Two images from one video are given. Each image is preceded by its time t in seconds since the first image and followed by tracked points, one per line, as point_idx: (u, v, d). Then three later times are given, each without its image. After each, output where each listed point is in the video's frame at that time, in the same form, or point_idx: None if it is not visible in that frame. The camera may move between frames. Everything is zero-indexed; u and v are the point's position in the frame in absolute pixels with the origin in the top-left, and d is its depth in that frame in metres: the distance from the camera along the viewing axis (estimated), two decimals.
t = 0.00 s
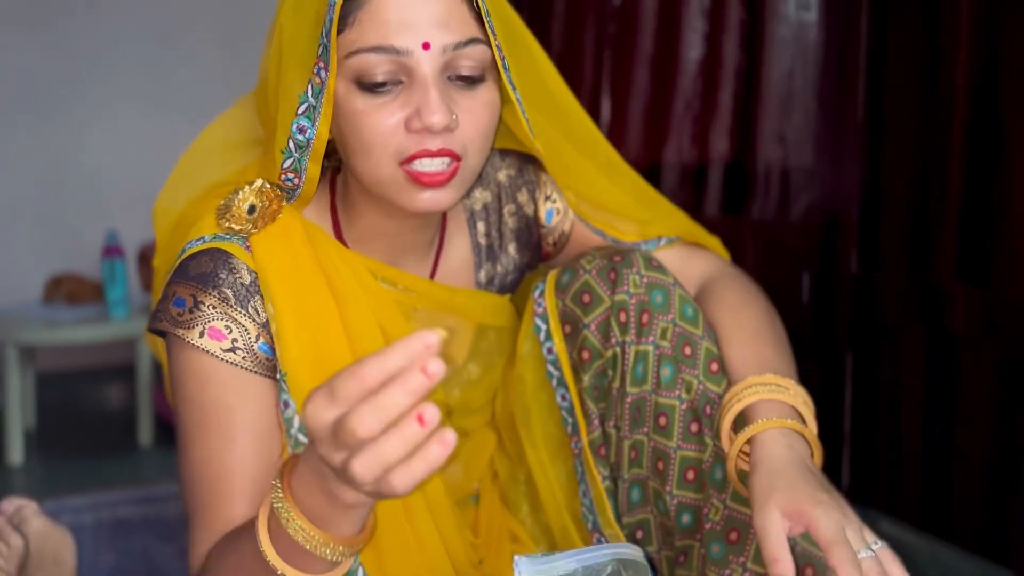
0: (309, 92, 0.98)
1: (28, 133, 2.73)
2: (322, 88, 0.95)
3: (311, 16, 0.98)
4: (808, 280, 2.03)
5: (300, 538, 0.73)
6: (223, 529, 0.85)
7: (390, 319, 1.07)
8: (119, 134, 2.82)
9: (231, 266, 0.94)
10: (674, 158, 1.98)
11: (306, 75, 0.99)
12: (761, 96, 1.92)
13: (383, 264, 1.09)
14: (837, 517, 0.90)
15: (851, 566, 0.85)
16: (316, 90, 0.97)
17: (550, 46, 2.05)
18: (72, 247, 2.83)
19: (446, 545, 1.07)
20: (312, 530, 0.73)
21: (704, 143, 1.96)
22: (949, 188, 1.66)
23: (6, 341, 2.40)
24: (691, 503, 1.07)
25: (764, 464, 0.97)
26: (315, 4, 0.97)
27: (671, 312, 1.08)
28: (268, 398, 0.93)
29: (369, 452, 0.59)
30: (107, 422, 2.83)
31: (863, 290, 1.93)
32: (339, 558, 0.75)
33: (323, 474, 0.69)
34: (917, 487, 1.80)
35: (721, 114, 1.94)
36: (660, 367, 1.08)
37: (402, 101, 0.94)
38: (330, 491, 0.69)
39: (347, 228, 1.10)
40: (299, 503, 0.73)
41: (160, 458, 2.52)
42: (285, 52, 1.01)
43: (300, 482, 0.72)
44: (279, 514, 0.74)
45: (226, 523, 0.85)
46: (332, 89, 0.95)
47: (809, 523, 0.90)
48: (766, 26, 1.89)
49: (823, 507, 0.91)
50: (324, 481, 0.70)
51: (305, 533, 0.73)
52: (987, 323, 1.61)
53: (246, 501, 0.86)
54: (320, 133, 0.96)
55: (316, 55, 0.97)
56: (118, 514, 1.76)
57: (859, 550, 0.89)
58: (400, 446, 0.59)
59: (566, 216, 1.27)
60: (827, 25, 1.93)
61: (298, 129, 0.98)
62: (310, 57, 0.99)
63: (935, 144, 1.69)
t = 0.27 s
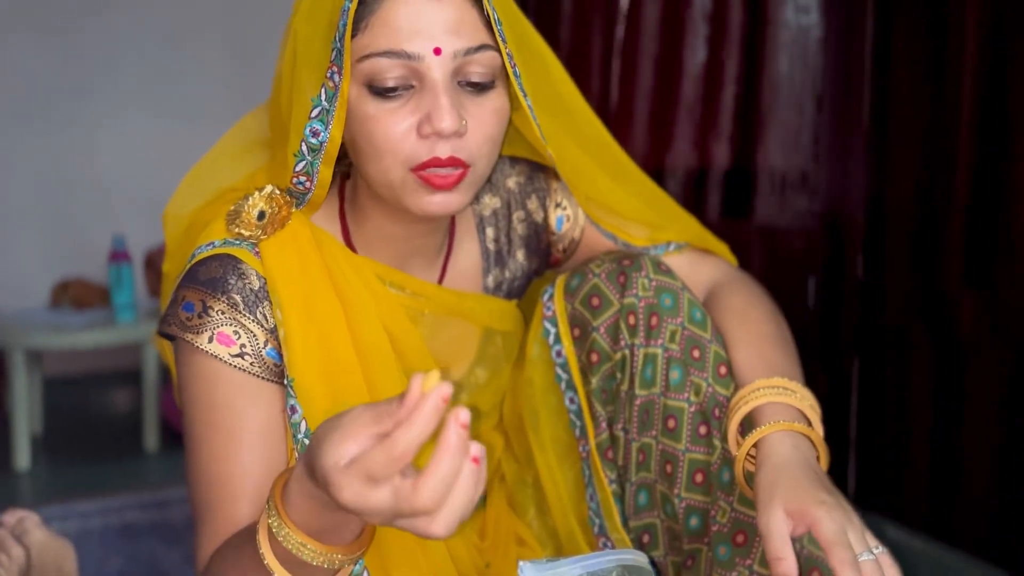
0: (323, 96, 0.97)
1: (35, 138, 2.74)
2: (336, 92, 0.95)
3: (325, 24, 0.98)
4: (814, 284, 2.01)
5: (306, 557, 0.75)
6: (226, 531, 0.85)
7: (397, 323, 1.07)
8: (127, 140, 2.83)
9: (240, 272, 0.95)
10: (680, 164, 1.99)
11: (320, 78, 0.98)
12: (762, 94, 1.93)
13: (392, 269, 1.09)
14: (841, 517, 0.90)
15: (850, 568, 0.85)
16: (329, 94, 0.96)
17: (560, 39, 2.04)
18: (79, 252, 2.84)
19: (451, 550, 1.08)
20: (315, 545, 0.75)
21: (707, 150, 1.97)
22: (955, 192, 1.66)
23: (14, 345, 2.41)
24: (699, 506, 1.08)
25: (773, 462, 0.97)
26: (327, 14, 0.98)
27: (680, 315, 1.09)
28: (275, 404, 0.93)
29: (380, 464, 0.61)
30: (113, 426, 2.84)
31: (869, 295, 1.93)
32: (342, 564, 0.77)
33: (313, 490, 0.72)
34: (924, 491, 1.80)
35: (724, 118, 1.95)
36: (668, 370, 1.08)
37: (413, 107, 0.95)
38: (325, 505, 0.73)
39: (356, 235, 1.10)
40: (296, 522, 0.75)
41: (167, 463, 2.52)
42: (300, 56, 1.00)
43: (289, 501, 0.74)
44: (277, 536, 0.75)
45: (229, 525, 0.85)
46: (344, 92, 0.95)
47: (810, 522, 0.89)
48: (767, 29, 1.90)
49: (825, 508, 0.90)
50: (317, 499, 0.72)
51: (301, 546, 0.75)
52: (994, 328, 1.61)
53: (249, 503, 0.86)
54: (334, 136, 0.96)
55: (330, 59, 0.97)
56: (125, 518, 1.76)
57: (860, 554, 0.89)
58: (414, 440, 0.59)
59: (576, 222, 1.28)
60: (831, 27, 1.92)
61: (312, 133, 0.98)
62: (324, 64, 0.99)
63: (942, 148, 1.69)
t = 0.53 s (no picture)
0: (334, 98, 0.98)
1: (43, 142, 2.75)
2: (347, 95, 0.96)
3: (334, 29, 0.99)
4: (820, 288, 2.05)
5: (307, 524, 0.71)
6: (227, 522, 0.85)
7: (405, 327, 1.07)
8: (135, 143, 2.84)
9: (250, 272, 0.95)
10: (685, 167, 2.00)
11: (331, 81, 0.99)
12: (763, 90, 1.94)
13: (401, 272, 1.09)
14: (835, 527, 0.89)
15: None
16: (341, 95, 0.97)
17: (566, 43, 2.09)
18: (87, 257, 2.86)
19: (459, 556, 1.06)
20: (317, 510, 0.71)
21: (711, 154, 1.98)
22: (961, 194, 1.66)
23: (23, 348, 2.42)
24: (707, 508, 1.08)
25: (772, 471, 0.96)
26: (337, 22, 0.99)
27: (688, 317, 1.09)
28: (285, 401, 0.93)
29: (397, 401, 0.57)
30: (120, 429, 2.85)
31: (875, 299, 1.93)
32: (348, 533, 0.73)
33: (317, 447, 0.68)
34: (931, 496, 1.79)
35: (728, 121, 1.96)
36: (676, 371, 1.09)
37: (423, 110, 0.95)
38: (332, 462, 0.69)
39: (365, 238, 1.10)
40: (294, 484, 0.71)
41: (174, 466, 2.53)
42: (311, 60, 1.01)
43: (289, 464, 0.70)
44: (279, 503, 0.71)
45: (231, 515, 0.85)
46: (355, 95, 0.95)
47: (805, 533, 0.88)
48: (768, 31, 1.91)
49: (820, 518, 0.89)
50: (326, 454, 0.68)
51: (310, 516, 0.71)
52: (1002, 330, 1.60)
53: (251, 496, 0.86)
54: (344, 138, 0.97)
55: (341, 62, 0.97)
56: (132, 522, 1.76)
57: (854, 565, 0.88)
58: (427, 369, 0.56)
59: (584, 225, 1.28)
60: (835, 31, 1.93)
61: (324, 134, 0.98)
62: (333, 68, 0.99)
63: (948, 150, 1.69)
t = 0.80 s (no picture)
0: (345, 102, 0.98)
1: (53, 146, 2.77)
2: (358, 98, 0.96)
3: (348, 30, 0.99)
4: (827, 288, 2.05)
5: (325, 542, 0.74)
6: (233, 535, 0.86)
7: (412, 332, 1.07)
8: (144, 147, 2.85)
9: (259, 279, 0.95)
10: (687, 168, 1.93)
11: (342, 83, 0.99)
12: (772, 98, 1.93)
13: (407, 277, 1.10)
14: (835, 527, 0.89)
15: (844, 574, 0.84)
16: (351, 100, 0.97)
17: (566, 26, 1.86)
18: (96, 260, 2.87)
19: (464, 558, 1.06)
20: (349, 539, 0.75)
21: (716, 156, 1.93)
22: (971, 197, 1.65)
23: (33, 352, 2.43)
24: (713, 511, 1.08)
25: (774, 471, 0.96)
26: (350, 24, 0.99)
27: (694, 319, 1.10)
28: (291, 410, 0.94)
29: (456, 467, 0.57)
30: (129, 432, 2.86)
31: (884, 303, 1.92)
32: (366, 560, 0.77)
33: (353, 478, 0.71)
34: (938, 502, 1.79)
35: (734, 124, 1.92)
36: (682, 373, 1.09)
37: (435, 115, 0.95)
38: (365, 495, 0.73)
39: (373, 242, 1.11)
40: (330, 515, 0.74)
41: (182, 469, 2.53)
42: (323, 64, 1.01)
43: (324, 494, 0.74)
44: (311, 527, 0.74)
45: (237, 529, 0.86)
46: (366, 99, 0.96)
47: (805, 531, 0.88)
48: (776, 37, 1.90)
49: (821, 516, 0.89)
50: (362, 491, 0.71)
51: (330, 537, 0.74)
52: (1009, 334, 1.60)
53: (259, 513, 0.87)
54: (355, 141, 0.97)
55: (351, 67, 0.98)
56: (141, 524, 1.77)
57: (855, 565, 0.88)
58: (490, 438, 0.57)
59: (592, 229, 1.28)
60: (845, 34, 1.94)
61: (334, 138, 0.99)
62: (346, 70, 0.99)
63: (956, 153, 1.69)
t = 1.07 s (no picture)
0: (353, 105, 0.98)
1: (62, 148, 2.78)
2: (367, 101, 0.96)
3: (358, 32, 0.99)
4: (836, 291, 2.02)
5: None
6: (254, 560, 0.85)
7: (422, 332, 1.06)
8: (152, 149, 2.86)
9: (269, 279, 0.95)
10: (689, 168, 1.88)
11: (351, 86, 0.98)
12: (783, 101, 1.90)
13: (417, 277, 1.09)
14: (842, 526, 0.88)
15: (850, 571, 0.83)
16: (360, 103, 0.97)
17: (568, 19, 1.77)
18: (104, 262, 2.88)
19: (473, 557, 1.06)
20: None
21: (722, 155, 1.89)
22: (981, 197, 1.64)
23: (42, 353, 2.44)
24: (723, 512, 1.07)
25: (783, 469, 0.96)
26: (360, 24, 0.99)
27: (703, 319, 1.09)
28: (304, 407, 0.94)
29: None
30: (138, 434, 2.87)
31: (894, 304, 1.91)
32: None
33: None
34: (949, 504, 1.78)
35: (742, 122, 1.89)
36: (692, 374, 1.08)
37: (443, 118, 0.96)
38: None
39: (382, 243, 1.11)
40: None
41: (190, 470, 2.54)
42: (332, 66, 1.01)
43: None
44: None
45: (259, 553, 0.86)
46: (375, 102, 0.95)
47: (811, 529, 0.88)
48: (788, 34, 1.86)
49: (828, 515, 0.89)
50: None
51: None
52: (1021, 335, 1.59)
53: (279, 535, 0.87)
54: (363, 144, 0.97)
55: (360, 69, 0.98)
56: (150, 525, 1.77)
57: (863, 565, 0.87)
58: None
59: (601, 230, 1.28)
60: (854, 31, 1.92)
61: (342, 140, 0.99)
62: (355, 72, 0.99)
63: (966, 153, 1.68)
